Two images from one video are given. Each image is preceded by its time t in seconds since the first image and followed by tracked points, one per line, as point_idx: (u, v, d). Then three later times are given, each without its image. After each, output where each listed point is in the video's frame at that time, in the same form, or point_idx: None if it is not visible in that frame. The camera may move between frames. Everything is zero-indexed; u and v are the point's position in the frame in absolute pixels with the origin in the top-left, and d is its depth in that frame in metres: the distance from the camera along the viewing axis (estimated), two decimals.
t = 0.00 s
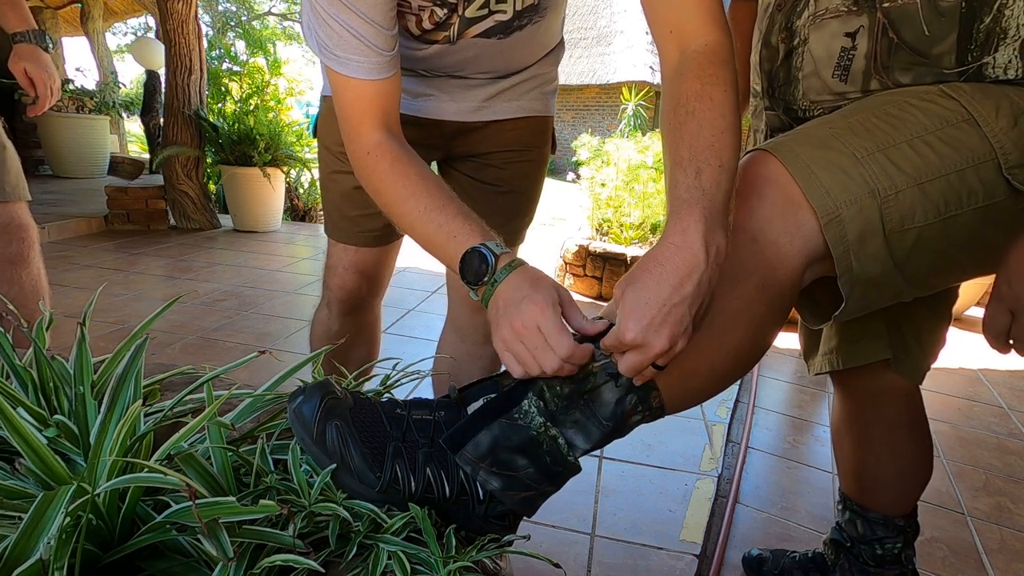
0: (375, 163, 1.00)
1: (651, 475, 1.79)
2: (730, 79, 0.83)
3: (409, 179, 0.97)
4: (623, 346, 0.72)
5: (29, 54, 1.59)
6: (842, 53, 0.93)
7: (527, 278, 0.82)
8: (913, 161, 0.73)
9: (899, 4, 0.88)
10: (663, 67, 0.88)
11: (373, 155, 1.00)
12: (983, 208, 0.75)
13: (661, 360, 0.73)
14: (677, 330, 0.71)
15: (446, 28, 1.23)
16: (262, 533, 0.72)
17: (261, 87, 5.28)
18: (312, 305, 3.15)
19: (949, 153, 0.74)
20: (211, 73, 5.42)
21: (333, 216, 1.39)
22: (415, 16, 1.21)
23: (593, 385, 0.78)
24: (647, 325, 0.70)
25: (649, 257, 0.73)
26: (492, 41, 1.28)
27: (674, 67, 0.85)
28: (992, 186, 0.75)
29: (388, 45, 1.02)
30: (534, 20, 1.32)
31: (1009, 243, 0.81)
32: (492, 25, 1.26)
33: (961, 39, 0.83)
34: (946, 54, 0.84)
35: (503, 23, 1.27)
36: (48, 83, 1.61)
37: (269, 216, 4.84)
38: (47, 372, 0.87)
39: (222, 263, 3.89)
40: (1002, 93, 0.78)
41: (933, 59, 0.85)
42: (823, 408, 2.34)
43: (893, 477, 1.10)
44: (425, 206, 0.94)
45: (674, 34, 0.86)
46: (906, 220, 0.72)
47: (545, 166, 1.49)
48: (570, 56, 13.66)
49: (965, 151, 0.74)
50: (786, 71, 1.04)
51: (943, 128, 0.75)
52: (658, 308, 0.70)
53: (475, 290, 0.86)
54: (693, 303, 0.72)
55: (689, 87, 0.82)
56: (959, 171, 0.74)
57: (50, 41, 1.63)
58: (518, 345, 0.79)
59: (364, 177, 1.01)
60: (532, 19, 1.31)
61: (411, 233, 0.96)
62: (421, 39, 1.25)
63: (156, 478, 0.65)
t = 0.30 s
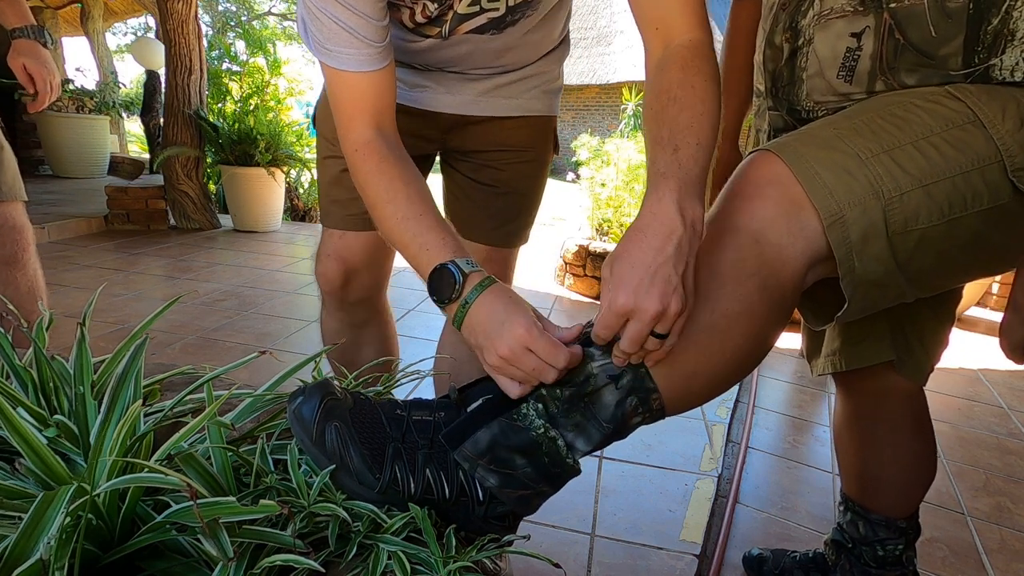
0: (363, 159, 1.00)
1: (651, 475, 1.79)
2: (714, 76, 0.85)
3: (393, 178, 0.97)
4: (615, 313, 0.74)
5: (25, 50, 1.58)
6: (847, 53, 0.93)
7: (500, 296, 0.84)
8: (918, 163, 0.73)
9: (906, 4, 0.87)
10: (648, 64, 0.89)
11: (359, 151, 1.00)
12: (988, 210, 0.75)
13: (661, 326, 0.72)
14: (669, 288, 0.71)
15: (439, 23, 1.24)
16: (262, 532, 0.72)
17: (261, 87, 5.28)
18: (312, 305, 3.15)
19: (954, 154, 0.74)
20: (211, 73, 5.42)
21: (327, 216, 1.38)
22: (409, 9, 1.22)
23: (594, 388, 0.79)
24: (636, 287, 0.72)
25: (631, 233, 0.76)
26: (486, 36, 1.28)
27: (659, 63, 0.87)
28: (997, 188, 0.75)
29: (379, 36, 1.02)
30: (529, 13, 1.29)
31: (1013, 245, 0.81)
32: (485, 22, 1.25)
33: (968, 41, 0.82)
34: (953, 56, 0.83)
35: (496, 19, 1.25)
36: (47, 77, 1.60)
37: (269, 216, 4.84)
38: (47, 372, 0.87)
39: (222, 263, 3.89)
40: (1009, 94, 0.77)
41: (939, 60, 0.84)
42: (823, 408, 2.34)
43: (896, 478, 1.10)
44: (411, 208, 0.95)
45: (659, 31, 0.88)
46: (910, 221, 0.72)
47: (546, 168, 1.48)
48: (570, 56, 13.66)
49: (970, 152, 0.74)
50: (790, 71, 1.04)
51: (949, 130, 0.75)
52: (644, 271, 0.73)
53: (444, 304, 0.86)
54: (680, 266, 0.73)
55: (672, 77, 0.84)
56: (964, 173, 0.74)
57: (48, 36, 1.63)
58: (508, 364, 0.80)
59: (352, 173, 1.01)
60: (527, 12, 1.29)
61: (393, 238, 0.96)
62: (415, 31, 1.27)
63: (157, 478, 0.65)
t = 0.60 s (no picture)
0: (348, 161, 0.99)
1: (651, 475, 1.79)
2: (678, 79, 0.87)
3: (378, 181, 0.97)
4: (602, 304, 0.74)
5: (21, 50, 1.58)
6: (851, 53, 0.93)
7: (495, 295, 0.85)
8: (921, 164, 0.73)
9: (910, 4, 0.87)
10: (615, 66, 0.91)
11: (343, 154, 1.00)
12: (991, 211, 0.75)
13: (649, 305, 0.73)
14: (647, 269, 0.73)
15: (421, 28, 1.25)
16: (262, 532, 0.72)
17: (261, 87, 5.27)
18: (312, 305, 3.15)
19: (957, 155, 0.74)
20: (211, 73, 5.42)
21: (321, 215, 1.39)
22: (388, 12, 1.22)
23: (593, 389, 0.79)
24: (618, 276, 0.74)
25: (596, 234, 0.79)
26: (465, 40, 1.29)
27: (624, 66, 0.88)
28: (1000, 189, 0.75)
29: (357, 36, 1.01)
30: (506, 16, 1.31)
31: (1017, 246, 0.80)
32: (464, 27, 1.26)
33: (972, 41, 0.82)
34: (956, 56, 0.83)
35: (475, 23, 1.27)
36: (42, 77, 1.60)
37: (269, 216, 4.84)
38: (47, 373, 0.87)
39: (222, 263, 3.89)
40: (1013, 94, 0.77)
41: (942, 60, 0.84)
42: (824, 408, 2.34)
43: (897, 478, 1.10)
44: (396, 210, 0.95)
45: (625, 35, 0.89)
46: (913, 222, 0.72)
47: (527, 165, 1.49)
48: (570, 56, 13.66)
49: (973, 153, 0.74)
50: (793, 71, 1.04)
51: (952, 131, 0.75)
52: (620, 260, 0.75)
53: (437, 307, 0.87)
54: (649, 251, 0.76)
55: (634, 80, 0.86)
56: (967, 174, 0.74)
57: (44, 37, 1.63)
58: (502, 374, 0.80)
59: (336, 176, 1.01)
60: (505, 16, 1.31)
61: (382, 240, 0.95)
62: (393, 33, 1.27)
63: (157, 478, 0.65)
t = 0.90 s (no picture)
0: (336, 146, 0.98)
1: (652, 475, 1.79)
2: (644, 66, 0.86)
3: (366, 170, 0.96)
4: (601, 330, 0.73)
5: (20, 51, 1.58)
6: (852, 55, 0.93)
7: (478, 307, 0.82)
8: (922, 167, 0.73)
9: (912, 5, 0.87)
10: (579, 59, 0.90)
11: (333, 138, 0.98)
12: (992, 214, 0.75)
13: (650, 325, 0.72)
14: (644, 290, 0.72)
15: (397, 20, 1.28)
16: (262, 532, 0.72)
17: (261, 87, 5.27)
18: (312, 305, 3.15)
19: (958, 158, 0.74)
20: (210, 73, 5.42)
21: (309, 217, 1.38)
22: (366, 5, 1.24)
23: (594, 391, 0.79)
24: (614, 299, 0.72)
25: (583, 252, 0.77)
26: (442, 29, 1.32)
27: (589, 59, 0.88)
28: (1001, 192, 0.75)
29: (343, 9, 1.01)
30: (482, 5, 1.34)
31: (1018, 249, 0.80)
32: (439, 13, 1.30)
33: (974, 43, 0.82)
34: (958, 58, 0.84)
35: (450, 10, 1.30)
36: (42, 77, 1.59)
37: (269, 216, 4.84)
38: (47, 372, 0.87)
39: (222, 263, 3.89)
40: (1014, 96, 0.77)
41: (944, 62, 0.85)
42: (824, 408, 2.34)
43: (898, 477, 1.10)
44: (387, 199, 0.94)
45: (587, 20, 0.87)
46: (914, 225, 0.72)
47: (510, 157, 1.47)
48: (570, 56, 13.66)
49: (974, 156, 0.74)
50: (794, 72, 1.04)
51: (953, 134, 0.75)
52: (617, 283, 0.73)
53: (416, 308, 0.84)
54: (641, 268, 0.74)
55: (603, 73, 0.85)
56: (968, 177, 0.74)
57: (44, 37, 1.63)
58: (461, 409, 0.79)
59: (323, 160, 0.99)
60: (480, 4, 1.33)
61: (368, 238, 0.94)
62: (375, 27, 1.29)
63: (156, 478, 0.65)
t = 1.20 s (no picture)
0: (325, 134, 1.00)
1: (651, 475, 1.79)
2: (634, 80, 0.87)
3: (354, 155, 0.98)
4: (577, 334, 0.75)
5: (21, 50, 1.58)
6: (852, 54, 0.93)
7: (451, 269, 0.87)
8: (924, 167, 0.73)
9: (913, 5, 0.87)
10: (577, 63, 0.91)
11: (321, 125, 1.00)
12: (994, 214, 0.75)
13: (626, 328, 0.73)
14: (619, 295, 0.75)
15: (395, 20, 1.27)
16: (262, 532, 0.72)
17: (261, 87, 5.27)
18: (312, 305, 3.15)
19: (960, 157, 0.74)
20: (211, 73, 5.42)
21: (313, 218, 1.38)
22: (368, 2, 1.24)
23: (593, 391, 0.79)
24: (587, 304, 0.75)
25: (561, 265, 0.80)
26: (442, 35, 1.31)
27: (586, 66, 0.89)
28: (1003, 191, 0.75)
29: None
30: (484, 10, 1.32)
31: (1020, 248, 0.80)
32: (440, 19, 1.29)
33: (975, 42, 0.82)
34: (959, 58, 0.84)
35: (451, 16, 1.29)
36: (42, 77, 1.59)
37: (269, 216, 4.84)
38: (47, 372, 0.87)
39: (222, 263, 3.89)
40: (1015, 96, 0.77)
41: (945, 62, 0.85)
42: (823, 408, 2.34)
43: (897, 477, 1.10)
44: (376, 184, 0.96)
45: (582, 32, 0.89)
46: (916, 225, 0.72)
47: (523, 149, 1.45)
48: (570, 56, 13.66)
49: (976, 156, 0.74)
50: (794, 71, 1.04)
51: (955, 133, 0.75)
52: (590, 290, 0.76)
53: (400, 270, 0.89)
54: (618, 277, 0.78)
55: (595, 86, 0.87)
56: (970, 177, 0.74)
57: (43, 36, 1.63)
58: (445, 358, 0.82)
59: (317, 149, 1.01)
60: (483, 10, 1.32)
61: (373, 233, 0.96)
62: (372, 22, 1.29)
63: (157, 478, 0.66)
